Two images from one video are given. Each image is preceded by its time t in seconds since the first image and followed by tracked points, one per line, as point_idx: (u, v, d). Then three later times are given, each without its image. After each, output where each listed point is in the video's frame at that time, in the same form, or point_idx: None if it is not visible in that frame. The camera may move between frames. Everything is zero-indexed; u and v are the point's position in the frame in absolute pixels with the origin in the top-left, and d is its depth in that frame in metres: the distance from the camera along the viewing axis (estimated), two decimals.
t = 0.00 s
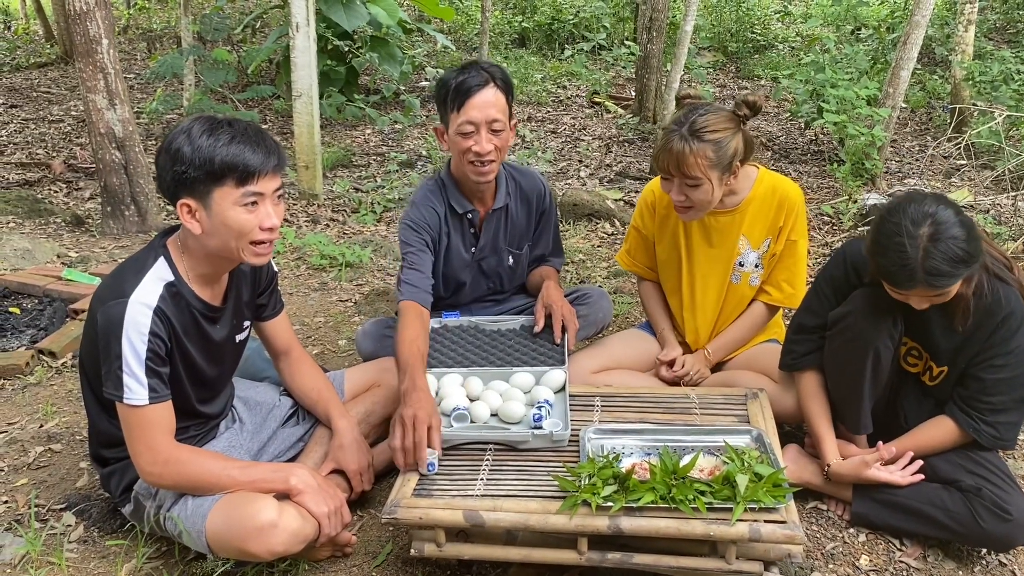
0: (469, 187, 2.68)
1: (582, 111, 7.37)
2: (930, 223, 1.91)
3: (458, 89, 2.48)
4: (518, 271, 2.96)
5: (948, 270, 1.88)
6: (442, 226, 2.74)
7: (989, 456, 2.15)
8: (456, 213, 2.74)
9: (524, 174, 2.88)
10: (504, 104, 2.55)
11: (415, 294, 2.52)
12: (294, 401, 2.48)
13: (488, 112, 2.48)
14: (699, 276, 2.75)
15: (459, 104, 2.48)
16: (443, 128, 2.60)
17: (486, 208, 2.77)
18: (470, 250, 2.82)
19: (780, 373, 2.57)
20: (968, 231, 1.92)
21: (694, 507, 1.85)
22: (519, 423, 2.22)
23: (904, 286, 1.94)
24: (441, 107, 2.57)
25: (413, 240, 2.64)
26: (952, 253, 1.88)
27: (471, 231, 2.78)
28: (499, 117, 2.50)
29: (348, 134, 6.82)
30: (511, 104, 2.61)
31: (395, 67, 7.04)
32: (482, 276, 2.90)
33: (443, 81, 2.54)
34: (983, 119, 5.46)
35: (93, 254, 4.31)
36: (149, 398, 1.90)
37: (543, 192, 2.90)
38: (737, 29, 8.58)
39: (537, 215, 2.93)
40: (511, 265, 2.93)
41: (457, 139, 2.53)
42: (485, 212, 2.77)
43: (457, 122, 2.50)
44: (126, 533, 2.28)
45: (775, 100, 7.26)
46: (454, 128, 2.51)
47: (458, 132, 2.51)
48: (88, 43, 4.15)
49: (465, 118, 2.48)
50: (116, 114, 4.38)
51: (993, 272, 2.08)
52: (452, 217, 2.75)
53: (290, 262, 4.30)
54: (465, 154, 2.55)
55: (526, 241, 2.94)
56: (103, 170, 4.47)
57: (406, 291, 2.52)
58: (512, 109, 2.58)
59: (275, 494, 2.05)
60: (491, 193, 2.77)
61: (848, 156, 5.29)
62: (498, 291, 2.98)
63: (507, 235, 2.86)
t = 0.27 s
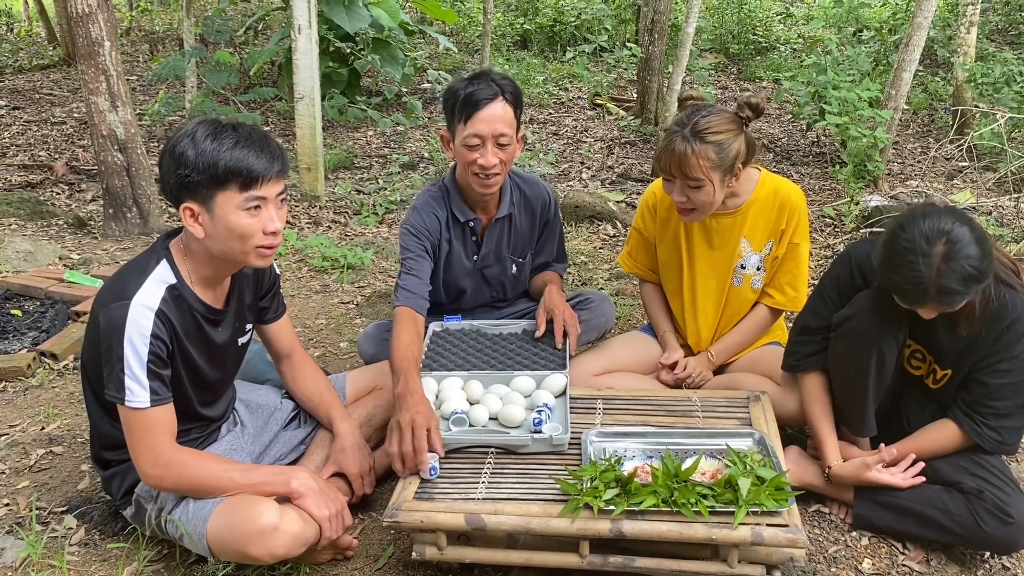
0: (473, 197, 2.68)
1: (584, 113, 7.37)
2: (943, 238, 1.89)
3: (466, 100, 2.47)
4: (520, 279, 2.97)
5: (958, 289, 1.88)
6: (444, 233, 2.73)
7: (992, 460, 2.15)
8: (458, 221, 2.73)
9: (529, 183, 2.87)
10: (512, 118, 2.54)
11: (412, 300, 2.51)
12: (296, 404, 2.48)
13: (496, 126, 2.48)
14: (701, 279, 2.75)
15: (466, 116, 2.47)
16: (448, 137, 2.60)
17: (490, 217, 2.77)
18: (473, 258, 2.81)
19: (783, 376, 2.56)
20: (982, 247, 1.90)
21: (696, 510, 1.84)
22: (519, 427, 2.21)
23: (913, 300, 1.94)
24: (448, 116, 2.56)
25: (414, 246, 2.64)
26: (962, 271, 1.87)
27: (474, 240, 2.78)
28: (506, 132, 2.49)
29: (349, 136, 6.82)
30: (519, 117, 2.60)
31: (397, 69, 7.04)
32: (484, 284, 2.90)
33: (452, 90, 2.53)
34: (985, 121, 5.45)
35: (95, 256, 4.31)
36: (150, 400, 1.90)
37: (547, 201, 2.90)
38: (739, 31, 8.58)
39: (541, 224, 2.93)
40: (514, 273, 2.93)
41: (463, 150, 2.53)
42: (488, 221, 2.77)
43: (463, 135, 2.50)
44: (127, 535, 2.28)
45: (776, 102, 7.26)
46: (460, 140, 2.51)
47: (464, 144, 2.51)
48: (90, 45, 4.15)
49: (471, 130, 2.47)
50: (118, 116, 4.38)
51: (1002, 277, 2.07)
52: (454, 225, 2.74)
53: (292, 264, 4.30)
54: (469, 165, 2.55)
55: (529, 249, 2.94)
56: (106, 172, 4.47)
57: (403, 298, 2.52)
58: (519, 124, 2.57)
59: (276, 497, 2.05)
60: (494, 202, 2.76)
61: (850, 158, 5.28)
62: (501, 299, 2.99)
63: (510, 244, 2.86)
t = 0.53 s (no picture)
0: (471, 196, 2.67)
1: (585, 116, 7.37)
2: (959, 244, 1.88)
3: (470, 102, 2.47)
4: (520, 281, 2.96)
5: (971, 295, 1.87)
6: (439, 232, 2.73)
7: (992, 461, 2.14)
8: (455, 221, 2.73)
9: (529, 185, 2.87)
10: (513, 124, 2.54)
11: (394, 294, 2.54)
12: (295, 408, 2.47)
13: (495, 132, 2.47)
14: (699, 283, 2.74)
15: (467, 119, 2.47)
16: (450, 137, 2.60)
17: (488, 218, 2.76)
18: (471, 259, 2.81)
19: (784, 380, 2.56)
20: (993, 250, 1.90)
21: (696, 516, 1.83)
22: (519, 432, 2.20)
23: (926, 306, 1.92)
24: (450, 117, 2.56)
25: (406, 243, 2.65)
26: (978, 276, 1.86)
27: (471, 240, 2.77)
28: (506, 138, 2.49)
29: (350, 139, 6.82)
30: (520, 123, 2.59)
31: (398, 72, 7.04)
32: (483, 286, 2.89)
33: (455, 91, 2.54)
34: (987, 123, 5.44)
35: (95, 259, 4.31)
36: (149, 405, 1.90)
37: (547, 203, 2.89)
38: (740, 33, 8.57)
39: (541, 227, 2.92)
40: (513, 275, 2.92)
41: (462, 153, 2.54)
42: (487, 222, 2.76)
43: (463, 138, 2.50)
44: (126, 540, 2.27)
45: (777, 104, 7.26)
46: (460, 142, 2.51)
47: (463, 147, 2.51)
48: (91, 48, 4.14)
49: (471, 134, 2.47)
50: (118, 119, 4.38)
51: (1007, 278, 2.05)
52: (451, 224, 2.74)
53: (292, 267, 4.30)
54: (468, 168, 2.55)
55: (529, 251, 2.94)
56: (106, 175, 4.47)
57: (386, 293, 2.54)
58: (520, 130, 2.57)
59: (275, 502, 2.04)
60: (494, 202, 2.75)
61: (851, 160, 5.27)
62: (500, 301, 2.98)
63: (509, 245, 2.86)
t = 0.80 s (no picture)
0: (468, 192, 2.67)
1: (586, 118, 7.37)
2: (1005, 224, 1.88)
3: (468, 97, 2.48)
4: (519, 281, 2.95)
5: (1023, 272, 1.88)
6: (434, 227, 2.73)
7: (993, 455, 2.14)
8: (451, 217, 2.73)
9: (528, 185, 2.87)
10: (511, 122, 2.53)
11: (378, 288, 2.61)
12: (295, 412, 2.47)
13: (493, 128, 2.47)
14: (700, 288, 2.73)
15: (465, 114, 2.47)
16: (447, 130, 2.60)
17: (486, 215, 2.76)
18: (467, 256, 2.80)
19: (785, 383, 2.55)
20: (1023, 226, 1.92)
21: (698, 521, 1.82)
22: (520, 436, 2.20)
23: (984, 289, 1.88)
24: (450, 110, 2.57)
25: (394, 237, 2.68)
26: None
27: (468, 237, 2.76)
28: (503, 135, 2.48)
29: (351, 141, 6.82)
30: (519, 121, 2.59)
31: (398, 74, 7.04)
32: (480, 284, 2.89)
33: (456, 86, 2.54)
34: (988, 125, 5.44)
35: (96, 263, 4.31)
36: (149, 409, 1.89)
37: (547, 204, 2.88)
38: (741, 36, 8.58)
39: (541, 228, 2.91)
40: (512, 275, 2.91)
41: (459, 147, 2.53)
42: (484, 219, 2.76)
43: (461, 133, 2.49)
44: (126, 545, 2.26)
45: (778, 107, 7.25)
46: (458, 137, 2.51)
47: (461, 142, 2.51)
48: (92, 51, 4.14)
49: (468, 129, 2.47)
50: (119, 122, 4.38)
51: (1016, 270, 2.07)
52: (446, 219, 2.74)
53: (293, 270, 4.30)
54: (466, 163, 2.54)
55: (527, 252, 2.92)
56: (107, 178, 4.47)
57: (365, 284, 2.60)
58: (519, 127, 2.57)
59: (276, 506, 2.04)
60: (492, 200, 2.75)
61: (852, 162, 5.27)
62: (499, 301, 2.97)
63: (508, 243, 2.85)
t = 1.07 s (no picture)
0: (467, 187, 2.67)
1: (586, 120, 7.37)
2: None
3: (465, 93, 2.48)
4: (519, 279, 2.94)
5: None
6: (435, 224, 2.72)
7: (987, 444, 2.16)
8: (451, 213, 2.72)
9: (527, 182, 2.87)
10: (509, 115, 2.52)
11: (386, 290, 2.59)
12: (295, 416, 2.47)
13: (490, 121, 2.46)
14: (701, 290, 2.73)
15: (464, 109, 2.47)
16: (445, 126, 2.59)
17: (486, 211, 2.76)
18: (468, 253, 2.80)
19: (787, 387, 2.54)
20: None
21: (700, 525, 1.82)
22: (520, 440, 2.18)
23: None
24: (448, 106, 2.56)
25: (398, 237, 2.66)
26: None
27: (468, 233, 2.76)
28: (501, 128, 2.48)
29: (351, 144, 6.82)
30: (517, 114, 2.58)
31: (398, 77, 7.04)
32: (481, 282, 2.88)
33: (454, 82, 2.53)
34: (989, 127, 5.44)
35: (96, 265, 4.30)
36: (149, 413, 1.89)
37: (545, 202, 2.89)
38: (741, 38, 8.58)
39: (540, 225, 2.91)
40: (512, 271, 2.91)
41: (458, 142, 2.52)
42: (484, 215, 2.76)
43: (459, 128, 2.49)
44: (126, 549, 2.26)
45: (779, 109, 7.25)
46: (457, 131, 2.50)
47: (461, 136, 2.50)
48: (92, 54, 4.14)
49: (466, 124, 2.47)
50: (119, 125, 4.38)
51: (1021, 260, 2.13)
52: (447, 216, 2.73)
53: (293, 272, 4.30)
54: (465, 157, 2.53)
55: (527, 249, 2.92)
56: (107, 180, 4.47)
57: (375, 288, 2.59)
58: (517, 121, 2.56)
59: (276, 510, 2.03)
60: (493, 196, 2.75)
61: (853, 164, 5.27)
62: (499, 299, 2.97)
63: (507, 240, 2.84)
